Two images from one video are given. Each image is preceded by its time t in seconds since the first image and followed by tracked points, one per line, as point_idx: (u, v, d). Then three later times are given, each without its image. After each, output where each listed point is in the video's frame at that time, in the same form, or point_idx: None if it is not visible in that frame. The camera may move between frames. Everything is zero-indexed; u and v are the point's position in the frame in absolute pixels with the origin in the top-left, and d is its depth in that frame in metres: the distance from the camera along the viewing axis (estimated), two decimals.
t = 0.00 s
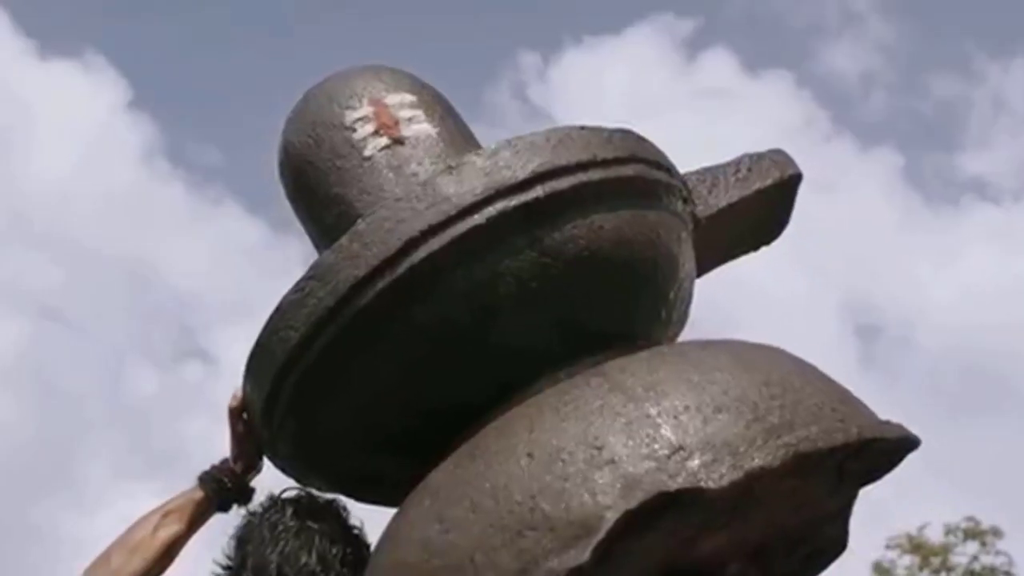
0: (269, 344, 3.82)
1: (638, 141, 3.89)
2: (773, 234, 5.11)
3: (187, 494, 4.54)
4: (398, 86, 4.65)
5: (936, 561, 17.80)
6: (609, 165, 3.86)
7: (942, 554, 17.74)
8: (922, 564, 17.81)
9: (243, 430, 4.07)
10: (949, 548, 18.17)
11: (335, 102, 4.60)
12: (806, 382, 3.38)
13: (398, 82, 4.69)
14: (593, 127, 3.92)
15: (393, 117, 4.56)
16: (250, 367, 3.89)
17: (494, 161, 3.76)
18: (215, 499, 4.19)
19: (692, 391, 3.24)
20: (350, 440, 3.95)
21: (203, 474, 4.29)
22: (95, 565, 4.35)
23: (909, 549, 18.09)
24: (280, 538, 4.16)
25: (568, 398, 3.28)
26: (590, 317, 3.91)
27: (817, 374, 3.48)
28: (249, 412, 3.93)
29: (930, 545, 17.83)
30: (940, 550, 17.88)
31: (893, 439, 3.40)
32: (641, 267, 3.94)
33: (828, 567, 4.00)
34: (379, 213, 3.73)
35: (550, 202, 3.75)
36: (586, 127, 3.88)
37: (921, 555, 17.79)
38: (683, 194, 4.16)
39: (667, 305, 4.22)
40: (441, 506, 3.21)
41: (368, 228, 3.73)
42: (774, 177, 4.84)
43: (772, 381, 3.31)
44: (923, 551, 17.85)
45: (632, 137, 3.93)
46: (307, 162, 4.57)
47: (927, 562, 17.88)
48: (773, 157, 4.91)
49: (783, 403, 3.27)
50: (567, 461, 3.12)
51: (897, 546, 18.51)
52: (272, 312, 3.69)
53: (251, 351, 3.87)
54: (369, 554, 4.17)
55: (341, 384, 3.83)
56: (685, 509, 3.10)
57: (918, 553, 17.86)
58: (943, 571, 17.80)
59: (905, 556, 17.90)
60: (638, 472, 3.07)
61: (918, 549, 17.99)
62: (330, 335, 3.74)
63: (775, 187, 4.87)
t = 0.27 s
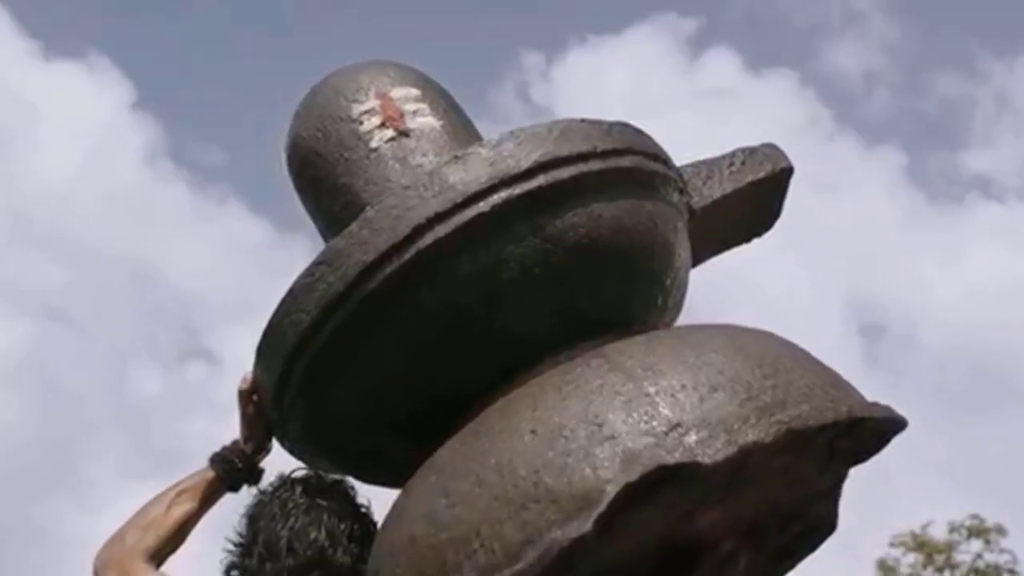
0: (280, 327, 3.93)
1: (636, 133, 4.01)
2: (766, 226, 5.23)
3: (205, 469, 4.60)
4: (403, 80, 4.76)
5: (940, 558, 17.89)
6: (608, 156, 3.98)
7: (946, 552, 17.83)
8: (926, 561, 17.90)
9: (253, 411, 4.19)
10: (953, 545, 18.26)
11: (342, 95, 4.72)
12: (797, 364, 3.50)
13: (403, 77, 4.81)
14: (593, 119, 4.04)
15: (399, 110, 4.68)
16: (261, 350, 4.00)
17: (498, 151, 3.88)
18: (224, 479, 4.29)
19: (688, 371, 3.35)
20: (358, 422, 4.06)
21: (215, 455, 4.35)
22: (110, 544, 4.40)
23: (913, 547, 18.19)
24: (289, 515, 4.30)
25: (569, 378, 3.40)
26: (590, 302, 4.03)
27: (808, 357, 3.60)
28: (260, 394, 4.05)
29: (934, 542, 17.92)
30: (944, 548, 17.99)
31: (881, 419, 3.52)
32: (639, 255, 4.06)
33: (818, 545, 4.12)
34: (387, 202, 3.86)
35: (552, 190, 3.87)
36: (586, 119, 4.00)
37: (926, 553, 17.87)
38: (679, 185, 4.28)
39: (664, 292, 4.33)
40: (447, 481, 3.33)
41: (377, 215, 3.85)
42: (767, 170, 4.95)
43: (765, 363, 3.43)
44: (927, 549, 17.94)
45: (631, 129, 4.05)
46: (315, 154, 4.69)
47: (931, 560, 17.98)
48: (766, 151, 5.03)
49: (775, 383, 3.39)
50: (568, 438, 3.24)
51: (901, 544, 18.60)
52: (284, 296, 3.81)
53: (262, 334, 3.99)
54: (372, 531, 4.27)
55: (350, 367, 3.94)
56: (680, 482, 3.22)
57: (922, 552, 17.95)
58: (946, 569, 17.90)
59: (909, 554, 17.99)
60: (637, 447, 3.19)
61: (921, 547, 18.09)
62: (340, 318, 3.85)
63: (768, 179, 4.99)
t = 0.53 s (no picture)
0: (291, 314, 4.03)
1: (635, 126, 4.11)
2: (761, 219, 5.33)
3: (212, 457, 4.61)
4: (409, 76, 4.87)
5: (944, 557, 17.97)
6: (609, 149, 4.08)
7: (950, 550, 17.91)
8: (930, 560, 17.99)
9: (263, 397, 4.29)
10: (957, 543, 18.34)
11: (349, 91, 4.83)
12: (792, 349, 3.60)
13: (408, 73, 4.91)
14: (593, 113, 4.14)
15: (405, 105, 4.78)
16: (272, 336, 4.10)
17: (502, 144, 3.98)
18: (234, 464, 4.37)
19: (687, 355, 3.46)
20: (366, 407, 4.16)
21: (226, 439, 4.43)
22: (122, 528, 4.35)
23: (917, 545, 18.28)
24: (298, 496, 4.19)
25: (572, 362, 3.50)
26: (591, 290, 4.13)
27: (803, 343, 3.70)
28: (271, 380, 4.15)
29: (938, 541, 18.00)
30: (949, 547, 18.07)
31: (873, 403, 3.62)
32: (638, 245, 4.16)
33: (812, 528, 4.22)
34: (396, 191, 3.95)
35: (555, 182, 3.97)
36: (587, 113, 4.10)
37: (930, 551, 17.95)
38: (677, 177, 4.38)
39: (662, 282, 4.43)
40: (455, 462, 3.43)
41: (385, 205, 3.95)
42: (761, 164, 5.05)
43: (761, 347, 3.53)
44: (932, 547, 18.02)
45: (630, 123, 4.15)
46: (323, 148, 4.79)
47: (936, 559, 18.06)
48: (761, 146, 5.13)
49: (771, 366, 3.49)
50: (572, 419, 3.34)
51: (905, 543, 18.69)
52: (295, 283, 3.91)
53: (273, 320, 4.09)
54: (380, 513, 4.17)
55: (358, 352, 4.04)
56: (679, 461, 3.32)
57: (926, 550, 18.03)
58: (951, 568, 17.98)
59: (913, 553, 18.07)
60: (638, 428, 3.29)
61: (926, 545, 18.17)
62: (349, 305, 3.95)
63: (763, 174, 5.09)
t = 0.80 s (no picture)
0: (301, 301, 4.13)
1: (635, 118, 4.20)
2: (756, 212, 5.42)
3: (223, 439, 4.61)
4: (415, 70, 4.96)
5: (949, 554, 18.04)
6: (611, 140, 4.17)
7: (955, 547, 17.98)
8: (934, 557, 18.06)
9: (273, 382, 4.38)
10: (961, 540, 18.41)
11: (356, 85, 4.92)
12: (788, 334, 3.69)
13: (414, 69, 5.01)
14: (595, 106, 4.23)
15: (411, 99, 4.87)
16: (282, 323, 4.20)
17: (507, 135, 4.07)
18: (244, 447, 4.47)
19: (687, 338, 3.55)
20: (374, 391, 4.26)
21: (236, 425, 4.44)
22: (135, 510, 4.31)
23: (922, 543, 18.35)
24: (307, 479, 3.83)
25: (575, 346, 3.60)
26: (593, 278, 4.22)
27: (799, 329, 3.80)
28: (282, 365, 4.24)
29: (943, 539, 18.07)
30: (954, 545, 18.15)
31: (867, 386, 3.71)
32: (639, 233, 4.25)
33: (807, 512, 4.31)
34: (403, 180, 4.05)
35: (558, 173, 4.07)
36: (590, 106, 4.19)
37: (935, 548, 18.02)
38: (675, 169, 4.47)
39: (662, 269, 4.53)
40: (462, 442, 3.52)
41: (394, 194, 4.05)
42: (758, 157, 5.15)
43: (757, 332, 3.63)
44: (936, 545, 18.09)
45: (631, 115, 4.24)
46: (331, 141, 4.89)
47: (940, 556, 18.14)
48: (757, 139, 5.23)
49: (768, 350, 3.58)
50: (575, 400, 3.43)
51: (910, 540, 18.76)
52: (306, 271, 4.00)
53: (284, 307, 4.18)
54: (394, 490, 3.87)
55: (367, 338, 4.14)
56: (680, 441, 3.42)
57: (931, 548, 18.10)
58: (955, 565, 18.06)
59: (918, 550, 18.14)
60: (640, 408, 3.39)
61: (931, 543, 18.24)
62: (358, 292, 4.05)
63: (758, 167, 5.19)
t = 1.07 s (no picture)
0: (314, 289, 4.24)
1: (637, 111, 4.32)
2: (753, 205, 5.53)
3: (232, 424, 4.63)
4: (422, 67, 5.08)
5: (955, 553, 18.11)
6: (613, 133, 4.29)
7: (961, 547, 18.05)
8: (940, 556, 18.14)
9: (284, 368, 4.49)
10: (967, 540, 18.48)
11: (364, 81, 5.04)
12: (785, 319, 3.81)
13: (421, 66, 5.13)
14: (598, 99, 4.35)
15: (418, 94, 4.99)
16: (295, 311, 4.31)
17: (513, 128, 4.19)
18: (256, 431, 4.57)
19: (688, 322, 3.67)
20: (385, 377, 4.37)
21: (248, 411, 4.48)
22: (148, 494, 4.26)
23: (927, 542, 18.42)
24: (321, 459, 3.92)
25: (580, 330, 3.71)
26: (596, 266, 4.33)
27: (796, 315, 3.91)
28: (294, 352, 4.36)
29: (948, 538, 18.14)
30: (959, 544, 18.22)
31: (862, 369, 3.83)
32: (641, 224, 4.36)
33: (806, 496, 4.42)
34: (413, 171, 4.16)
35: (563, 164, 4.18)
36: (593, 100, 4.31)
37: (940, 548, 18.09)
38: (676, 161, 4.59)
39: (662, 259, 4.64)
40: (471, 423, 3.64)
41: (404, 185, 4.16)
42: (755, 151, 5.27)
43: (756, 316, 3.74)
44: (942, 544, 18.15)
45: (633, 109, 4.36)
46: (340, 135, 5.00)
47: (945, 555, 18.22)
48: (754, 134, 5.34)
49: (766, 333, 3.70)
50: (581, 381, 3.55)
51: (915, 539, 18.84)
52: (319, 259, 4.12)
53: (297, 296, 4.30)
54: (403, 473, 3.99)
55: (377, 325, 4.26)
56: (682, 420, 3.54)
57: (936, 547, 18.18)
58: (961, 564, 18.13)
59: (924, 549, 18.21)
60: (644, 389, 3.50)
61: (937, 542, 18.31)
62: (369, 279, 4.17)
63: (755, 161, 5.30)
